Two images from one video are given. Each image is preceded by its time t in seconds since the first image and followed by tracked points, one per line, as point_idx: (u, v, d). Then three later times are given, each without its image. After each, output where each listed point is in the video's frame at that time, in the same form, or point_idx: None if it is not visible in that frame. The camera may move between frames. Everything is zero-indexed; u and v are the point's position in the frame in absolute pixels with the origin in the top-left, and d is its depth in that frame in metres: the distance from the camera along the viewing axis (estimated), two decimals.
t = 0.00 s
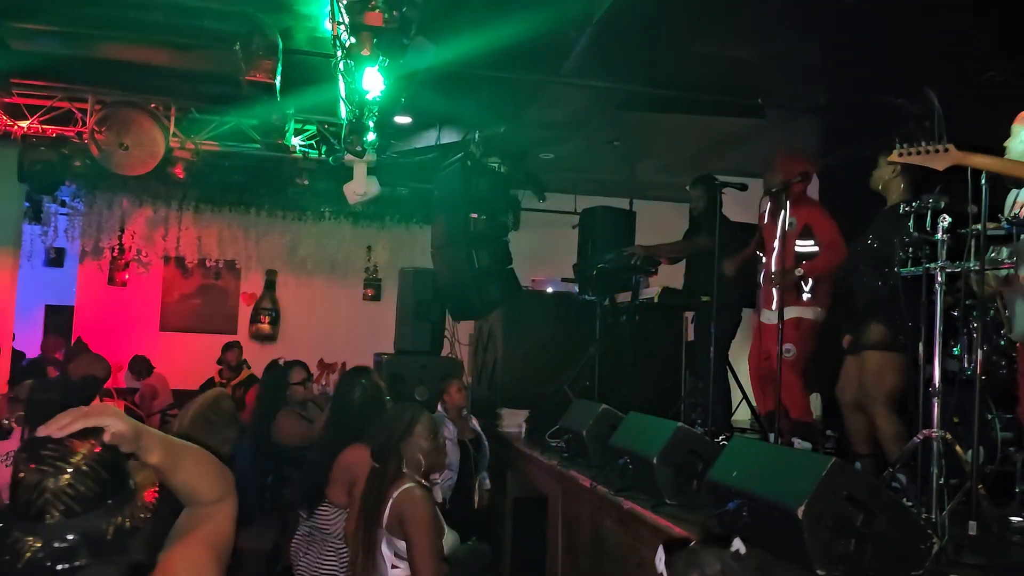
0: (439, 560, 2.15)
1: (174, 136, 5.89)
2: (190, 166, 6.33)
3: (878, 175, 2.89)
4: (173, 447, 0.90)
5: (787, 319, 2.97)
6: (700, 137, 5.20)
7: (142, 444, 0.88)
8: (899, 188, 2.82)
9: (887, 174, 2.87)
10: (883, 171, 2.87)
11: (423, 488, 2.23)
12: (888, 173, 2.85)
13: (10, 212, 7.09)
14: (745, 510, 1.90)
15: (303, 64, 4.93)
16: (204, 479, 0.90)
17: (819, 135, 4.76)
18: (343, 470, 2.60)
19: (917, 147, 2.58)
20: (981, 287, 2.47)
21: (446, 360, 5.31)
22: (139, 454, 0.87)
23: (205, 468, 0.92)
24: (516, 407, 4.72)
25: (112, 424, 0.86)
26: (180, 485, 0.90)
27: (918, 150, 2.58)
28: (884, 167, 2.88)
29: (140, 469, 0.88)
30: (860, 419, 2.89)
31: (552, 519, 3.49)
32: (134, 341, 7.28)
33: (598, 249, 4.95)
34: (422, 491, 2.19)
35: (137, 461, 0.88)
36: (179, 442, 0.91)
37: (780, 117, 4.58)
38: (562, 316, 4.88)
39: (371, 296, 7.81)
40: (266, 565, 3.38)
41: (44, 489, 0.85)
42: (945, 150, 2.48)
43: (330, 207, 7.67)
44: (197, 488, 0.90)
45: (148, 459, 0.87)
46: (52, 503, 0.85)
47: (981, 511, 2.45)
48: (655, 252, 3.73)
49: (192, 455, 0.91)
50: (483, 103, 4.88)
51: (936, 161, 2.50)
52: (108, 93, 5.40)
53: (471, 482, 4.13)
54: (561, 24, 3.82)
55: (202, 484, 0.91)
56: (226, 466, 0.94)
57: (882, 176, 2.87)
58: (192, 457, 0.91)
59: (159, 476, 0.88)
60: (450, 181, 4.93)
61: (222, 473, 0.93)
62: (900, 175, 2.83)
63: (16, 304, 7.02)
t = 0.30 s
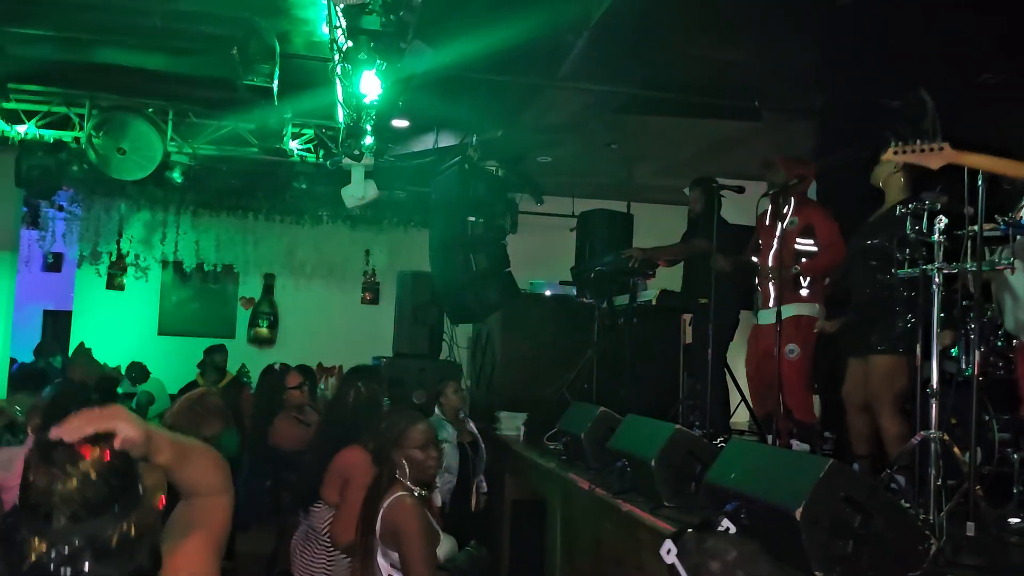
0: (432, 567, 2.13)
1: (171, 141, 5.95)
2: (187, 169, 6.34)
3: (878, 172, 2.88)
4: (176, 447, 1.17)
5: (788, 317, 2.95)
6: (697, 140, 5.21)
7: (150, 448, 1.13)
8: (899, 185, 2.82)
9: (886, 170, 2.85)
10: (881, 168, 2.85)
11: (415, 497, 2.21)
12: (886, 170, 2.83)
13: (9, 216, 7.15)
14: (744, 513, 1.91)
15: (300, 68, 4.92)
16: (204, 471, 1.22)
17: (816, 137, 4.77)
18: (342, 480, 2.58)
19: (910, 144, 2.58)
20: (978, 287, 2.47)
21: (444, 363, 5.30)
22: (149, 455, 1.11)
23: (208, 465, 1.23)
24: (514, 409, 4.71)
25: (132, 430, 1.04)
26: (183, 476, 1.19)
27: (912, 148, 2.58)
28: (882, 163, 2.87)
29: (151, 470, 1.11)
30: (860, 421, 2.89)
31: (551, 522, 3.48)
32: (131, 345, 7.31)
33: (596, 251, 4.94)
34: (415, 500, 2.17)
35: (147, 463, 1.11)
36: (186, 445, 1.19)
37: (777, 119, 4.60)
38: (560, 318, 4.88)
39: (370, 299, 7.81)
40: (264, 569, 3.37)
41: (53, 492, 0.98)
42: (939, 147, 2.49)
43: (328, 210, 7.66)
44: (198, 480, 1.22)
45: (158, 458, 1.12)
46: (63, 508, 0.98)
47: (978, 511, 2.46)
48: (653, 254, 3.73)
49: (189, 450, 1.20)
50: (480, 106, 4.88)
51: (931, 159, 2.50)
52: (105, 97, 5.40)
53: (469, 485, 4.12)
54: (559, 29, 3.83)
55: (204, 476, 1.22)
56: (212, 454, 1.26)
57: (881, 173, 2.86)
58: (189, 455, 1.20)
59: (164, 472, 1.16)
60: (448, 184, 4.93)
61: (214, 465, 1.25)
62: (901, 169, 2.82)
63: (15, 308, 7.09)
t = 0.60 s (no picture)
0: None
1: (167, 147, 5.93)
2: (184, 175, 6.39)
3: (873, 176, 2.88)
4: (167, 475, 1.11)
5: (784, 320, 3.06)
6: (693, 143, 5.23)
7: (138, 471, 1.09)
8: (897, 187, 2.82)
9: (881, 174, 2.85)
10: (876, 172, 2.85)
11: (411, 506, 2.20)
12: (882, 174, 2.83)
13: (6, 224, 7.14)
14: (741, 515, 1.93)
15: (294, 73, 4.92)
16: (196, 502, 1.14)
17: (811, 139, 4.78)
18: (334, 479, 2.65)
19: (902, 151, 2.59)
20: (972, 289, 2.48)
21: (441, 368, 5.30)
22: (135, 480, 1.08)
23: (204, 496, 1.16)
24: (512, 413, 4.70)
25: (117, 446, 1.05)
26: (173, 505, 1.11)
27: (904, 154, 2.60)
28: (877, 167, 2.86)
29: (135, 493, 1.08)
30: (858, 424, 2.88)
31: (550, 526, 3.47)
32: (128, 351, 7.27)
33: (593, 254, 4.95)
34: (408, 511, 2.16)
35: (133, 487, 1.08)
36: (176, 471, 1.13)
37: (772, 121, 4.61)
38: (558, 322, 4.88)
39: (367, 304, 7.80)
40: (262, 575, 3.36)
41: (37, 510, 1.00)
42: (932, 152, 2.50)
43: (325, 215, 7.65)
44: (188, 513, 1.13)
45: (144, 482, 1.08)
46: (45, 525, 1.01)
47: (975, 512, 2.46)
48: (649, 257, 3.74)
49: (183, 481, 1.14)
50: (476, 110, 4.89)
51: (925, 166, 2.51)
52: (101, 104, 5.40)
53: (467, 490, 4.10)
54: (553, 33, 3.83)
55: (193, 508, 1.13)
56: (210, 489, 1.17)
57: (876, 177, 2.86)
58: (180, 488, 1.13)
59: (152, 498, 1.09)
60: (444, 188, 4.92)
61: (212, 499, 1.17)
62: (898, 172, 2.82)
63: (12, 316, 7.07)
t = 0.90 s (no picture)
0: None
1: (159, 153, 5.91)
2: (176, 180, 6.36)
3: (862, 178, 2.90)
4: (162, 480, 1.09)
5: (778, 316, 3.15)
6: (685, 144, 5.24)
7: (131, 475, 1.07)
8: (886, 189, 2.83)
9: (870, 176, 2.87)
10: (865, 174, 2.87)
11: (404, 510, 2.19)
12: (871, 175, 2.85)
13: None
14: (734, 516, 1.94)
15: (285, 77, 4.89)
16: (200, 509, 1.10)
17: (802, 139, 4.80)
18: (320, 469, 2.70)
19: (890, 154, 2.61)
20: (962, 287, 2.49)
21: (436, 371, 5.29)
22: (129, 481, 1.07)
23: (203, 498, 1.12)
24: (507, 415, 4.71)
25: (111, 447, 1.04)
26: (174, 512, 1.09)
27: (892, 158, 2.62)
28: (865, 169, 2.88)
29: (130, 496, 1.05)
30: (851, 424, 2.90)
31: (545, 527, 3.47)
32: (121, 358, 7.23)
33: (586, 256, 4.95)
34: (399, 514, 2.15)
35: (127, 489, 1.07)
36: (170, 475, 1.09)
37: (763, 122, 4.62)
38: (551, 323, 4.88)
39: (361, 308, 7.79)
40: None
41: (23, 513, 0.94)
42: (918, 157, 2.52)
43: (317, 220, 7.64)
44: (192, 520, 1.10)
45: (137, 485, 1.07)
46: (31, 527, 0.94)
47: (967, 509, 2.47)
48: (642, 259, 3.75)
49: (180, 486, 1.10)
50: (468, 113, 4.89)
51: (909, 169, 2.54)
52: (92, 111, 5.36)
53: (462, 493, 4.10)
54: (545, 37, 3.83)
55: (197, 513, 1.10)
56: (212, 495, 1.14)
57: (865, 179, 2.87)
58: (179, 490, 1.10)
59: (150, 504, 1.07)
60: (437, 191, 4.91)
61: (214, 501, 1.13)
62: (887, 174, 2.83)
63: (5, 322, 7.03)
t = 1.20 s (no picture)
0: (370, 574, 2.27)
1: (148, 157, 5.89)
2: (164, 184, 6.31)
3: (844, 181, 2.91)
4: (157, 496, 1.07)
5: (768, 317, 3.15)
6: (675, 145, 5.25)
7: (127, 493, 1.05)
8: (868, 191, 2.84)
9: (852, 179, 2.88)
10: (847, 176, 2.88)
11: (379, 511, 2.31)
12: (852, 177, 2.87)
13: None
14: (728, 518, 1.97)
15: (274, 80, 4.87)
16: (201, 523, 1.11)
17: (792, 140, 4.82)
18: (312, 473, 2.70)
19: (876, 153, 2.62)
20: (949, 286, 2.52)
21: (428, 374, 5.28)
22: (125, 499, 1.06)
23: (204, 510, 1.13)
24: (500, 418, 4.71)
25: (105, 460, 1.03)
26: (176, 528, 1.09)
27: (878, 157, 2.63)
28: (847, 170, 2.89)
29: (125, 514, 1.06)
30: (841, 424, 2.91)
31: (537, 529, 3.47)
32: (111, 363, 7.17)
33: (577, 258, 4.96)
34: (369, 516, 2.28)
35: (123, 505, 1.07)
36: (168, 492, 1.08)
37: (753, 123, 4.64)
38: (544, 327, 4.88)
39: (353, 311, 7.77)
40: None
41: (6, 536, 0.95)
42: (903, 155, 2.53)
43: (309, 223, 7.62)
44: (196, 534, 1.10)
45: (134, 503, 1.06)
46: (17, 548, 0.95)
47: (957, 508, 2.49)
48: (633, 260, 3.75)
49: (177, 501, 1.09)
50: (459, 116, 4.89)
51: (897, 168, 2.55)
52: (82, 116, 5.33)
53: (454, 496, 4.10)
54: (535, 39, 3.83)
55: (200, 528, 1.10)
56: (211, 506, 1.14)
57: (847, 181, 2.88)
58: (178, 506, 1.09)
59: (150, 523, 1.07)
60: (428, 193, 4.90)
61: (215, 512, 1.14)
62: (868, 176, 2.85)
63: None
